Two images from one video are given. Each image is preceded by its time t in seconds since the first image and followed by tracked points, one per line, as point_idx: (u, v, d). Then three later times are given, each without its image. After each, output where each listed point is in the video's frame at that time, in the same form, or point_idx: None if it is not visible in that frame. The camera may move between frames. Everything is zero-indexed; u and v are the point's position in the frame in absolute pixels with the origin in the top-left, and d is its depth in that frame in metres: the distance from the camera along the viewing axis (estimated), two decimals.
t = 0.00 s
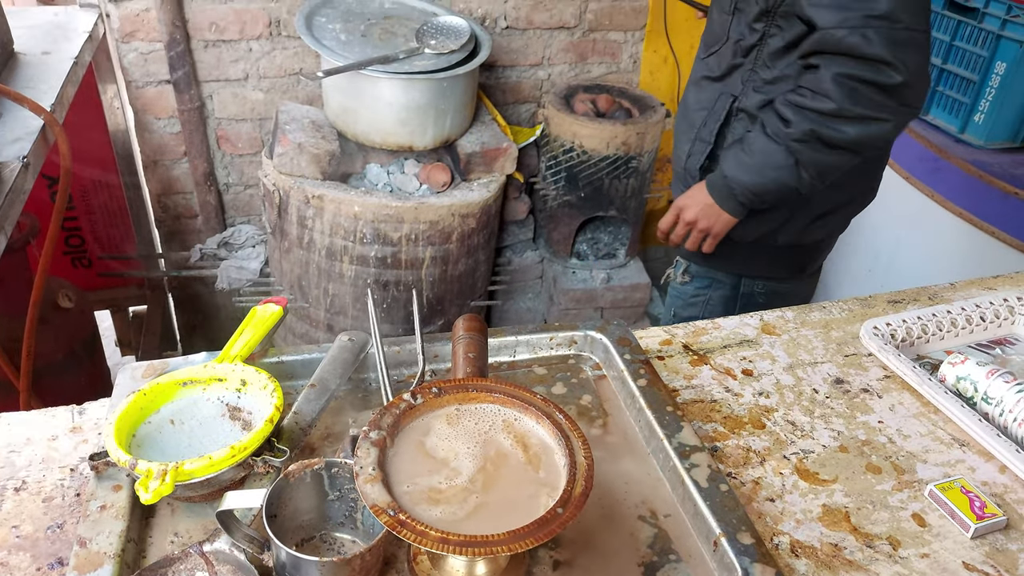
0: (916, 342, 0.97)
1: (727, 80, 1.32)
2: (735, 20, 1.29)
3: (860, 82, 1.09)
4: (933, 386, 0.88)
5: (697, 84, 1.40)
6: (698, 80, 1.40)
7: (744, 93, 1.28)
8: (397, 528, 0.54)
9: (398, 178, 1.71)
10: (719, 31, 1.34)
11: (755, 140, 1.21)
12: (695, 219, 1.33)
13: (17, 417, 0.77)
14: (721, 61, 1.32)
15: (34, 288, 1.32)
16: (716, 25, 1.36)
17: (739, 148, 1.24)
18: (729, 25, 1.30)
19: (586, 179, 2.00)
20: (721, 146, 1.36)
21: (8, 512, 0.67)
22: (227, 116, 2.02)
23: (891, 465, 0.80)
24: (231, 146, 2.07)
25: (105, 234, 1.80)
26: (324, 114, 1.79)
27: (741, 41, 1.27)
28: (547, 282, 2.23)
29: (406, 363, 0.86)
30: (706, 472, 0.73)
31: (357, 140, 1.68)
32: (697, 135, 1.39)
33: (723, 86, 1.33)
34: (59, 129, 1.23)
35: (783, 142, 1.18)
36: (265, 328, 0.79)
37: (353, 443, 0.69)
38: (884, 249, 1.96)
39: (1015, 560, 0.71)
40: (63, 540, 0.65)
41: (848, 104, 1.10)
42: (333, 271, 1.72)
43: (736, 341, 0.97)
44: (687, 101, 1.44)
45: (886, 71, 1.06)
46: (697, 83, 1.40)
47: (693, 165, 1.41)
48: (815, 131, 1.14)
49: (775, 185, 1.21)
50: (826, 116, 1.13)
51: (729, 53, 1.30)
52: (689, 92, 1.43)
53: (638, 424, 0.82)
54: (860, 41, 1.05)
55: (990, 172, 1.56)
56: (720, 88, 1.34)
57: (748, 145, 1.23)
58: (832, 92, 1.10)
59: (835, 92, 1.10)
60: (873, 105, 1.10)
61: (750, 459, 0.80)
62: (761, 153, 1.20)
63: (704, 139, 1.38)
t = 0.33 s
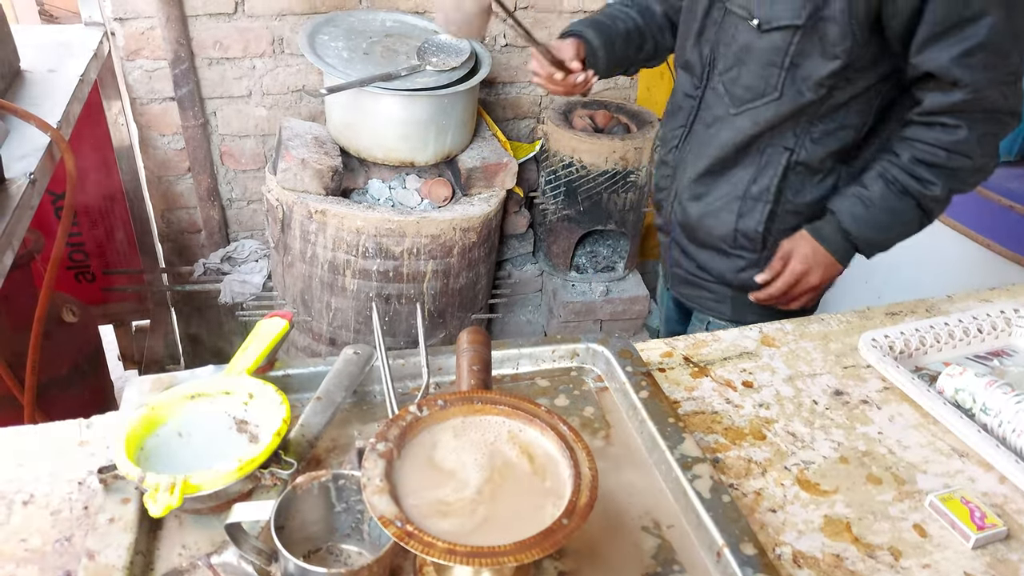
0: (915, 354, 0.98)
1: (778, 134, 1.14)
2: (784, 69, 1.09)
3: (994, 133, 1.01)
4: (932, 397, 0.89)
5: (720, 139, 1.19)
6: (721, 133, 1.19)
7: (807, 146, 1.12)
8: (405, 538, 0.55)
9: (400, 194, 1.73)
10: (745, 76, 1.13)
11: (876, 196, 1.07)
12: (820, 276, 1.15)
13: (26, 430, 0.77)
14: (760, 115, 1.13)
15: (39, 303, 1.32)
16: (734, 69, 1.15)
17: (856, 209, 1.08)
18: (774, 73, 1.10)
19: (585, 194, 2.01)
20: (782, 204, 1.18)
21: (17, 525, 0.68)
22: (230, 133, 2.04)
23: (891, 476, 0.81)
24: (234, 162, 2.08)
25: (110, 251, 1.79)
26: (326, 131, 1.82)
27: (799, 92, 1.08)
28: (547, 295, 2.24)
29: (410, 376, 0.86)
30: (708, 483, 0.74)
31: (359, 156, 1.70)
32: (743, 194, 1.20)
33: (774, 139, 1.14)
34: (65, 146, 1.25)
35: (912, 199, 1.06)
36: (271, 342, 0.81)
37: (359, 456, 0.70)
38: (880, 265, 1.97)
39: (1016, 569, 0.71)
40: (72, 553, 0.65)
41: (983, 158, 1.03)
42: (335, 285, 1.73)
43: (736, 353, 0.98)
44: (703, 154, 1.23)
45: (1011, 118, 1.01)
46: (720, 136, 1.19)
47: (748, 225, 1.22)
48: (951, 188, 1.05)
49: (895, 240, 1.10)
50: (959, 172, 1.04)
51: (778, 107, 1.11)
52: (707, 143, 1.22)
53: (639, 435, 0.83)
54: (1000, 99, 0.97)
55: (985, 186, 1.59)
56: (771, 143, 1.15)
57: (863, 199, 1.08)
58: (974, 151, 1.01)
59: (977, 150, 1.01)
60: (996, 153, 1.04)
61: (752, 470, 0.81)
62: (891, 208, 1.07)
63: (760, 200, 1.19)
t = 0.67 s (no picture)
0: (912, 356, 0.99)
1: (837, 171, 1.16)
2: (848, 110, 1.11)
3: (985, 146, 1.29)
4: (929, 399, 0.90)
5: (777, 188, 1.14)
6: (778, 182, 1.14)
7: (855, 176, 1.19)
8: (407, 534, 0.55)
9: (399, 197, 1.75)
10: (802, 120, 1.10)
11: (916, 216, 1.29)
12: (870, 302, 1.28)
13: (28, 428, 0.78)
14: (823, 156, 1.13)
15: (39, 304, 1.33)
16: (785, 114, 1.10)
17: (909, 231, 1.28)
18: (837, 115, 1.11)
19: (585, 197, 2.05)
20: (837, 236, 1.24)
21: (19, 521, 0.68)
22: (230, 135, 2.04)
23: (889, 477, 0.81)
24: (234, 164, 2.09)
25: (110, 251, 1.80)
26: (326, 133, 1.82)
27: (860, 129, 1.13)
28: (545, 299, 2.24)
29: (411, 376, 0.87)
30: (707, 483, 0.75)
31: (359, 158, 1.71)
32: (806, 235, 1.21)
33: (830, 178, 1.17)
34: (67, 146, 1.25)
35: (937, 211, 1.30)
36: (272, 342, 0.81)
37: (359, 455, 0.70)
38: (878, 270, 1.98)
39: (1012, 569, 0.72)
40: (73, 549, 0.66)
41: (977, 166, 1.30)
42: (334, 287, 1.73)
43: (734, 355, 0.98)
44: (756, 206, 1.16)
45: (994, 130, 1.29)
46: (778, 185, 1.14)
47: (814, 265, 1.24)
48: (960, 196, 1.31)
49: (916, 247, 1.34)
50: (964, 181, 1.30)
51: (844, 148, 1.13)
52: (756, 192, 1.16)
53: (639, 436, 0.83)
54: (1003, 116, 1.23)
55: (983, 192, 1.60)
56: (830, 181, 1.17)
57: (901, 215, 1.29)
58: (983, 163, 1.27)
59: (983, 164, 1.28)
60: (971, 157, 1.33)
61: (750, 470, 0.81)
62: (922, 223, 1.30)
63: (820, 237, 1.22)
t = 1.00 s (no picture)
0: (908, 351, 0.99)
1: (817, 167, 1.20)
2: (830, 108, 1.14)
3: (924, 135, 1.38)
4: (925, 393, 0.91)
5: (768, 189, 1.17)
6: (769, 183, 1.17)
7: (828, 170, 1.23)
8: (406, 525, 0.56)
9: (399, 194, 1.74)
10: (790, 120, 1.13)
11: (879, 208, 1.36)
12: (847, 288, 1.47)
13: (32, 423, 0.78)
14: (805, 153, 1.17)
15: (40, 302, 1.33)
16: (774, 115, 1.12)
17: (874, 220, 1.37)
18: (820, 113, 1.14)
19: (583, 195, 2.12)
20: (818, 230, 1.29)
21: (23, 515, 0.68)
22: (230, 134, 2.05)
23: (884, 469, 0.82)
24: (233, 163, 2.09)
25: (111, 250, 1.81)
26: (326, 132, 1.83)
27: (838, 125, 1.18)
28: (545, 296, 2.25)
29: (410, 371, 0.87)
30: (704, 476, 0.75)
31: (359, 156, 1.71)
32: (795, 232, 1.24)
33: (811, 175, 1.20)
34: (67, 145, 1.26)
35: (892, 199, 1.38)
36: (272, 338, 0.81)
37: (360, 448, 0.71)
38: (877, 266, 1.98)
39: (1007, 560, 0.72)
40: (77, 543, 0.66)
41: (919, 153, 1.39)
42: (334, 285, 1.74)
43: (732, 350, 0.99)
44: (748, 209, 1.18)
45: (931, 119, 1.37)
46: (769, 185, 1.17)
47: (804, 260, 1.28)
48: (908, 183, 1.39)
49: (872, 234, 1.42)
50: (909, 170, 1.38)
51: (824, 143, 1.18)
52: (746, 195, 1.17)
53: (637, 430, 0.84)
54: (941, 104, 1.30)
55: (980, 189, 1.60)
56: (812, 178, 1.21)
57: (862, 208, 1.37)
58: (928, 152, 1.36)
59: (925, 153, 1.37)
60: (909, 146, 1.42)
61: (748, 463, 0.82)
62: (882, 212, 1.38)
63: (807, 233, 1.26)
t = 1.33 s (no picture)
0: (905, 343, 1.00)
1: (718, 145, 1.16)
2: (728, 83, 1.10)
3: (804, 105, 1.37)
4: (922, 385, 0.91)
5: (682, 169, 1.11)
6: (682, 162, 1.11)
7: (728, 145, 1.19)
8: (405, 515, 0.56)
9: (398, 190, 1.75)
10: (695, 98, 1.08)
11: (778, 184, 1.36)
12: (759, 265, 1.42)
13: (33, 416, 0.79)
14: (712, 130, 1.12)
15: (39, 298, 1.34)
16: (679, 94, 1.06)
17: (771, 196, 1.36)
18: (720, 88, 1.10)
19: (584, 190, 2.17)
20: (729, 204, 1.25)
21: (25, 506, 0.69)
22: (229, 130, 2.05)
23: (881, 460, 0.82)
24: (233, 159, 2.10)
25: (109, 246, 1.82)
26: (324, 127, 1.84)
27: (736, 101, 1.14)
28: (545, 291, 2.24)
29: (409, 364, 0.87)
30: (702, 467, 0.76)
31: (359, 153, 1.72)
32: (712, 210, 1.19)
33: (714, 153, 1.16)
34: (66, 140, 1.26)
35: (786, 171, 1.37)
36: (272, 333, 0.81)
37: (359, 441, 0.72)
38: (878, 259, 1.98)
39: (1003, 550, 0.73)
40: (77, 535, 0.66)
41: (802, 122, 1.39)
42: (333, 280, 1.73)
43: (729, 343, 0.99)
44: (665, 192, 1.11)
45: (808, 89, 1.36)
46: (683, 164, 1.11)
47: (718, 237, 1.23)
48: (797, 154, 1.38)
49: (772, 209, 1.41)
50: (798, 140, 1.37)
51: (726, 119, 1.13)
52: (661, 178, 1.10)
53: (635, 422, 0.84)
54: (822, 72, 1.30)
55: (979, 183, 1.60)
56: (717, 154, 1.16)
57: (757, 183, 1.36)
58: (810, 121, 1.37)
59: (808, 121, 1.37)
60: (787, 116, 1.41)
61: (745, 455, 0.82)
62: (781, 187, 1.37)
63: (719, 210, 1.21)
